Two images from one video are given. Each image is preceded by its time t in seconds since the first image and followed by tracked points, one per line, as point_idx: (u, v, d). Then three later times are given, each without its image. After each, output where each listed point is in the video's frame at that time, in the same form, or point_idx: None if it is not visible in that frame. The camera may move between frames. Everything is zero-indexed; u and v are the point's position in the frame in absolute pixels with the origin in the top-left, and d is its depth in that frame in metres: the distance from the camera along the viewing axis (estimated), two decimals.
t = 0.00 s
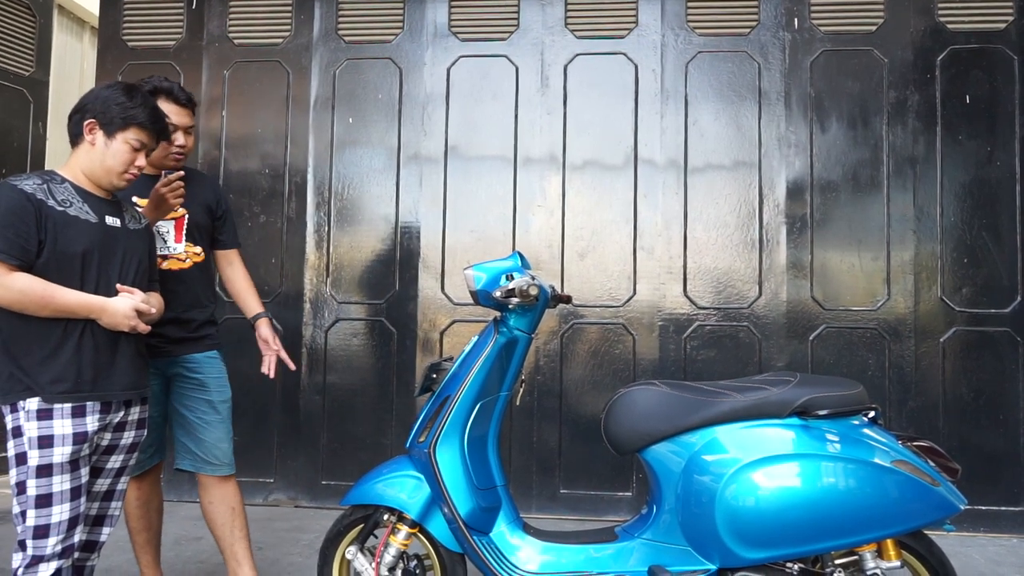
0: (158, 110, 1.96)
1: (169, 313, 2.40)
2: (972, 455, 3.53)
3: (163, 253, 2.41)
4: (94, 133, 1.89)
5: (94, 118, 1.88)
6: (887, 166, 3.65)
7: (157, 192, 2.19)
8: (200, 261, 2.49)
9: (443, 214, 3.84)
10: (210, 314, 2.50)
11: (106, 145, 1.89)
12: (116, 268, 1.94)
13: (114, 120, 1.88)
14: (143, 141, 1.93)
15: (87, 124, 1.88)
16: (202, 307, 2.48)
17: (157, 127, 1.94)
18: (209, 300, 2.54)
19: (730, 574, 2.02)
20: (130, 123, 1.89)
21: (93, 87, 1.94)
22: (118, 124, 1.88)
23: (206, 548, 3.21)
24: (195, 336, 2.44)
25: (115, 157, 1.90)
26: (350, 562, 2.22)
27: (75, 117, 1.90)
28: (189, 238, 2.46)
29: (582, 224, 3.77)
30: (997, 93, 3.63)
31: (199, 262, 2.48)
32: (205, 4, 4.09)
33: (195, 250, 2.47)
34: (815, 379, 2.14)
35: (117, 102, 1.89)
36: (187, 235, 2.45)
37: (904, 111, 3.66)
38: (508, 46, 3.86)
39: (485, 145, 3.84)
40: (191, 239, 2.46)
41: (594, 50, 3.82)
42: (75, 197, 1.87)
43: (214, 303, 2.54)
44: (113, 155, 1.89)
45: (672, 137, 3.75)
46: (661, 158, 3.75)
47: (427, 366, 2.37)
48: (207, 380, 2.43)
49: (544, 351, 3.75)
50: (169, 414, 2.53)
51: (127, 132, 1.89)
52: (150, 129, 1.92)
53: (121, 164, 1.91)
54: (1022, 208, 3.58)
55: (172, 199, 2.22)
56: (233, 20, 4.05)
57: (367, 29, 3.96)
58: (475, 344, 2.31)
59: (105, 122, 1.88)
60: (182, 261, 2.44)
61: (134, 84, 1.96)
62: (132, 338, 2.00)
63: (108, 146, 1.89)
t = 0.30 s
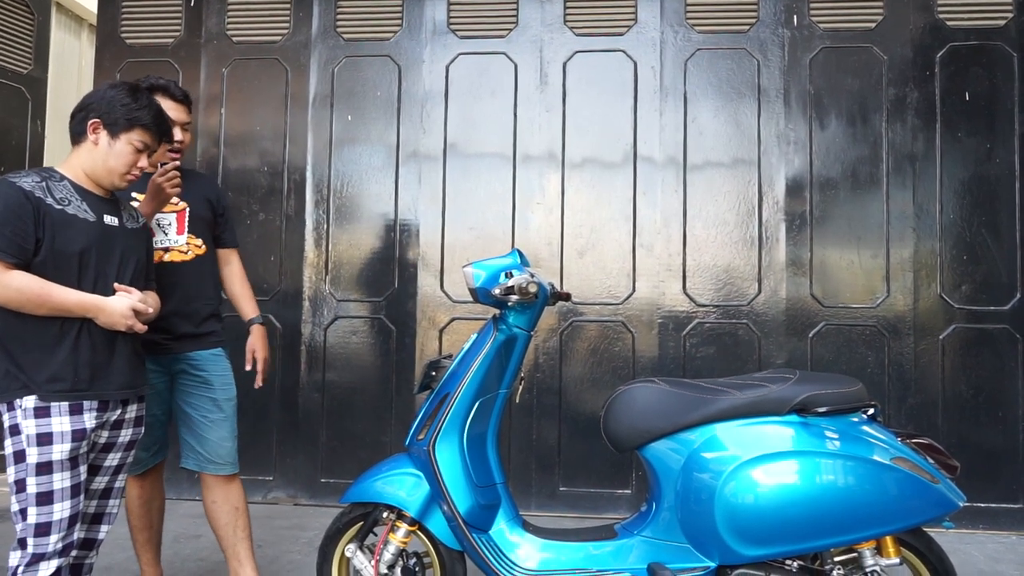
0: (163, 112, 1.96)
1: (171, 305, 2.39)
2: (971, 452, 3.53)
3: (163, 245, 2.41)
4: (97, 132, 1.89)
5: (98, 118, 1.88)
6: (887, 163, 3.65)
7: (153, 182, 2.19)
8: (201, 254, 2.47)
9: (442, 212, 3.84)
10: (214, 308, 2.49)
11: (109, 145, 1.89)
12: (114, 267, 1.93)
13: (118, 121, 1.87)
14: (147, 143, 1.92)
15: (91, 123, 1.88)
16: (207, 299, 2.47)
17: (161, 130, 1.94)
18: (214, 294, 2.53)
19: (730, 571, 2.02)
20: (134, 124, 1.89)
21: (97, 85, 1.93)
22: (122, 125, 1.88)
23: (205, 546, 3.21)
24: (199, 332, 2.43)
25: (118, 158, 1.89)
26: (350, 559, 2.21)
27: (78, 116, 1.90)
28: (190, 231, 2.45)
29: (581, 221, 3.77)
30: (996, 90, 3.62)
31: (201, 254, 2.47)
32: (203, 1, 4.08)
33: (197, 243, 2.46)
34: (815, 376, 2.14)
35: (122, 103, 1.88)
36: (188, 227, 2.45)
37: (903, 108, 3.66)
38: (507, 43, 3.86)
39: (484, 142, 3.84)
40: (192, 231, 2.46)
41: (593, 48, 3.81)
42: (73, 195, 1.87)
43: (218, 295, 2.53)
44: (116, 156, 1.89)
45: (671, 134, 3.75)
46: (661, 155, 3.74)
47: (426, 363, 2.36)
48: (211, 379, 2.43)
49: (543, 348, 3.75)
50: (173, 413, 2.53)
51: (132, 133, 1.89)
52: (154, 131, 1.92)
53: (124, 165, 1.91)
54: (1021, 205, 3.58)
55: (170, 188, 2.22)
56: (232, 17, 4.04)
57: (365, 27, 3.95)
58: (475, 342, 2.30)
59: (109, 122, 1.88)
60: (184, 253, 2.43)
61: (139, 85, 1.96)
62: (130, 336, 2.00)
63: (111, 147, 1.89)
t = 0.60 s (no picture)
0: (160, 108, 1.97)
1: (170, 303, 2.39)
2: (969, 450, 3.54)
3: (163, 243, 2.40)
4: (96, 129, 1.88)
5: (96, 114, 1.87)
6: (886, 162, 3.65)
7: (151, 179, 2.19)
8: (201, 251, 2.47)
9: (441, 211, 3.84)
10: (214, 306, 2.49)
11: (108, 142, 1.88)
12: (112, 265, 1.93)
13: (117, 117, 1.87)
14: (145, 139, 1.92)
15: (89, 120, 1.87)
16: (207, 296, 2.47)
17: (159, 126, 1.94)
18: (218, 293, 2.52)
19: (728, 570, 2.03)
20: (133, 121, 1.89)
21: (94, 83, 1.93)
22: (121, 122, 1.88)
23: (204, 545, 3.21)
24: (199, 331, 2.43)
25: (117, 155, 1.89)
26: (349, 558, 2.21)
27: (76, 113, 1.89)
28: (189, 228, 2.45)
29: (580, 220, 3.77)
30: (995, 88, 3.63)
31: (200, 252, 2.47)
32: None
33: (196, 240, 2.46)
34: (813, 375, 2.14)
35: (120, 100, 1.88)
36: (187, 225, 2.45)
37: (902, 106, 3.66)
38: (506, 42, 3.86)
39: (483, 141, 3.84)
40: (191, 229, 2.46)
41: (592, 46, 3.81)
42: (72, 193, 1.86)
43: (219, 291, 2.52)
44: (115, 153, 1.89)
45: (670, 133, 3.75)
46: (660, 154, 3.74)
47: (425, 362, 2.37)
48: (211, 377, 2.43)
49: (542, 347, 3.75)
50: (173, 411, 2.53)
51: (131, 130, 1.89)
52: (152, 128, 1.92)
53: (123, 162, 1.90)
54: (1020, 204, 3.58)
55: (168, 186, 2.21)
56: (231, 16, 4.04)
57: (364, 25, 3.95)
58: (474, 340, 2.30)
59: (107, 119, 1.87)
60: (183, 251, 2.43)
61: (136, 81, 1.96)
62: (129, 335, 2.00)
63: (109, 144, 1.88)
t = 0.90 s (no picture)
0: (169, 120, 1.97)
1: (163, 307, 2.40)
2: (967, 449, 3.54)
3: (156, 246, 2.41)
4: (101, 134, 1.88)
5: (104, 121, 1.87)
6: (885, 162, 3.65)
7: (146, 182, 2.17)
8: (194, 254, 2.48)
9: (440, 210, 3.84)
10: (206, 308, 2.50)
11: (112, 149, 1.88)
12: (110, 267, 1.93)
13: (125, 125, 1.87)
14: (149, 149, 1.93)
15: (95, 126, 1.87)
16: (199, 299, 2.48)
17: (165, 137, 1.95)
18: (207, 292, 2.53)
19: (727, 569, 2.03)
20: (140, 130, 1.89)
21: (104, 87, 1.93)
22: (128, 130, 1.88)
23: (203, 544, 3.21)
24: (191, 331, 2.43)
25: (120, 163, 1.89)
26: (348, 557, 2.22)
27: (84, 115, 1.89)
28: (182, 231, 2.45)
29: (579, 219, 3.77)
30: (994, 88, 3.63)
31: (193, 255, 2.47)
32: None
33: (189, 243, 2.46)
34: (812, 374, 2.15)
35: (130, 109, 1.88)
36: (180, 228, 2.45)
37: (901, 106, 3.66)
38: (505, 41, 3.86)
39: (482, 140, 3.83)
40: (184, 232, 2.45)
41: (591, 46, 3.81)
42: (72, 194, 1.86)
43: (207, 292, 2.53)
44: (118, 160, 1.89)
45: (669, 132, 3.75)
46: (659, 153, 3.74)
47: (424, 362, 2.37)
48: (205, 374, 2.43)
49: (541, 347, 3.75)
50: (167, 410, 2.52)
51: (136, 139, 1.89)
52: (159, 139, 1.93)
53: (126, 170, 1.91)
54: (1019, 204, 3.58)
55: (163, 189, 2.20)
56: (230, 15, 4.04)
57: (364, 25, 3.95)
58: (473, 340, 2.31)
59: (114, 126, 1.87)
60: (176, 254, 2.43)
61: (147, 90, 1.96)
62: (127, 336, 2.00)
63: (114, 151, 1.88)
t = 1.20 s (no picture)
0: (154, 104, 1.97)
1: (161, 307, 2.39)
2: (966, 449, 3.54)
3: (153, 247, 2.40)
4: (92, 127, 1.88)
5: (93, 112, 1.87)
6: (884, 161, 3.65)
7: (143, 185, 2.19)
8: (190, 256, 2.48)
9: (439, 210, 3.84)
10: (203, 308, 2.50)
11: (105, 139, 1.88)
12: (110, 269, 1.93)
13: (115, 114, 1.87)
14: (142, 135, 1.93)
15: (85, 118, 1.87)
16: (196, 300, 2.48)
17: (154, 121, 1.95)
18: (205, 292, 2.53)
19: (727, 569, 2.02)
20: (129, 117, 1.89)
21: (86, 82, 1.93)
22: (118, 118, 1.88)
23: (202, 545, 3.20)
24: (190, 330, 2.43)
25: (115, 152, 1.89)
26: (347, 557, 2.22)
27: (72, 112, 1.89)
28: (179, 233, 2.45)
29: (579, 219, 3.77)
30: (993, 87, 3.63)
31: (189, 256, 2.47)
32: None
33: (185, 244, 2.47)
34: (811, 374, 2.15)
35: (115, 97, 1.89)
36: (177, 229, 2.44)
37: (900, 105, 3.66)
38: (505, 41, 3.85)
39: (481, 140, 3.83)
40: (181, 233, 2.45)
41: (590, 46, 3.81)
42: (70, 194, 1.86)
43: (207, 295, 2.53)
44: (113, 150, 1.89)
45: (668, 132, 3.75)
46: (658, 153, 3.74)
47: (423, 362, 2.37)
48: (203, 374, 2.44)
49: (541, 346, 3.75)
50: (164, 409, 2.52)
51: (128, 126, 1.90)
52: (149, 123, 1.93)
53: (121, 159, 1.91)
54: (1018, 203, 3.58)
55: (160, 191, 2.21)
56: (229, 15, 4.03)
57: (363, 25, 3.95)
58: (472, 340, 2.31)
59: (104, 116, 1.87)
60: (173, 256, 2.43)
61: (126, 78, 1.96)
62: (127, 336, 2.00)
63: (107, 141, 1.88)
